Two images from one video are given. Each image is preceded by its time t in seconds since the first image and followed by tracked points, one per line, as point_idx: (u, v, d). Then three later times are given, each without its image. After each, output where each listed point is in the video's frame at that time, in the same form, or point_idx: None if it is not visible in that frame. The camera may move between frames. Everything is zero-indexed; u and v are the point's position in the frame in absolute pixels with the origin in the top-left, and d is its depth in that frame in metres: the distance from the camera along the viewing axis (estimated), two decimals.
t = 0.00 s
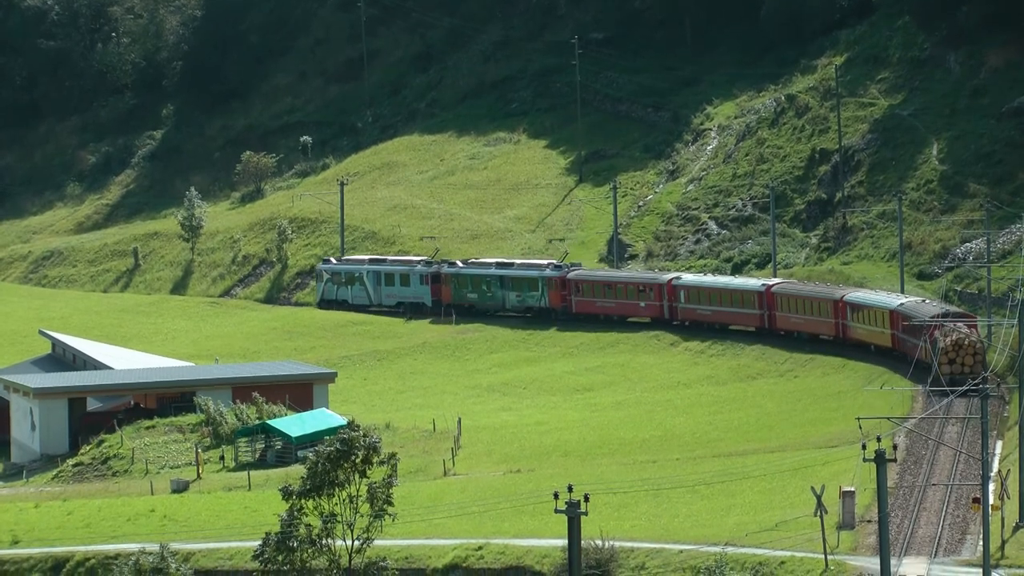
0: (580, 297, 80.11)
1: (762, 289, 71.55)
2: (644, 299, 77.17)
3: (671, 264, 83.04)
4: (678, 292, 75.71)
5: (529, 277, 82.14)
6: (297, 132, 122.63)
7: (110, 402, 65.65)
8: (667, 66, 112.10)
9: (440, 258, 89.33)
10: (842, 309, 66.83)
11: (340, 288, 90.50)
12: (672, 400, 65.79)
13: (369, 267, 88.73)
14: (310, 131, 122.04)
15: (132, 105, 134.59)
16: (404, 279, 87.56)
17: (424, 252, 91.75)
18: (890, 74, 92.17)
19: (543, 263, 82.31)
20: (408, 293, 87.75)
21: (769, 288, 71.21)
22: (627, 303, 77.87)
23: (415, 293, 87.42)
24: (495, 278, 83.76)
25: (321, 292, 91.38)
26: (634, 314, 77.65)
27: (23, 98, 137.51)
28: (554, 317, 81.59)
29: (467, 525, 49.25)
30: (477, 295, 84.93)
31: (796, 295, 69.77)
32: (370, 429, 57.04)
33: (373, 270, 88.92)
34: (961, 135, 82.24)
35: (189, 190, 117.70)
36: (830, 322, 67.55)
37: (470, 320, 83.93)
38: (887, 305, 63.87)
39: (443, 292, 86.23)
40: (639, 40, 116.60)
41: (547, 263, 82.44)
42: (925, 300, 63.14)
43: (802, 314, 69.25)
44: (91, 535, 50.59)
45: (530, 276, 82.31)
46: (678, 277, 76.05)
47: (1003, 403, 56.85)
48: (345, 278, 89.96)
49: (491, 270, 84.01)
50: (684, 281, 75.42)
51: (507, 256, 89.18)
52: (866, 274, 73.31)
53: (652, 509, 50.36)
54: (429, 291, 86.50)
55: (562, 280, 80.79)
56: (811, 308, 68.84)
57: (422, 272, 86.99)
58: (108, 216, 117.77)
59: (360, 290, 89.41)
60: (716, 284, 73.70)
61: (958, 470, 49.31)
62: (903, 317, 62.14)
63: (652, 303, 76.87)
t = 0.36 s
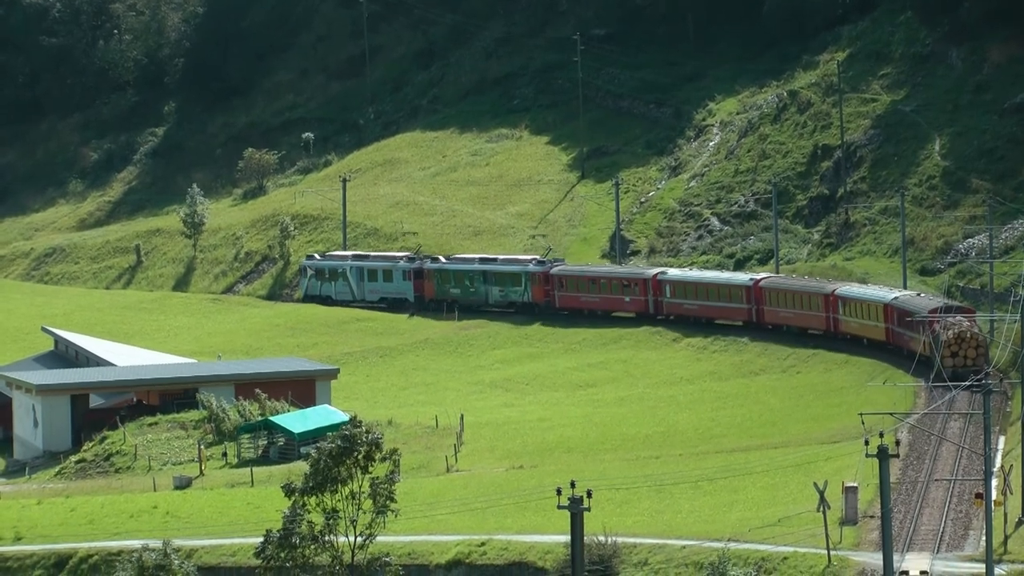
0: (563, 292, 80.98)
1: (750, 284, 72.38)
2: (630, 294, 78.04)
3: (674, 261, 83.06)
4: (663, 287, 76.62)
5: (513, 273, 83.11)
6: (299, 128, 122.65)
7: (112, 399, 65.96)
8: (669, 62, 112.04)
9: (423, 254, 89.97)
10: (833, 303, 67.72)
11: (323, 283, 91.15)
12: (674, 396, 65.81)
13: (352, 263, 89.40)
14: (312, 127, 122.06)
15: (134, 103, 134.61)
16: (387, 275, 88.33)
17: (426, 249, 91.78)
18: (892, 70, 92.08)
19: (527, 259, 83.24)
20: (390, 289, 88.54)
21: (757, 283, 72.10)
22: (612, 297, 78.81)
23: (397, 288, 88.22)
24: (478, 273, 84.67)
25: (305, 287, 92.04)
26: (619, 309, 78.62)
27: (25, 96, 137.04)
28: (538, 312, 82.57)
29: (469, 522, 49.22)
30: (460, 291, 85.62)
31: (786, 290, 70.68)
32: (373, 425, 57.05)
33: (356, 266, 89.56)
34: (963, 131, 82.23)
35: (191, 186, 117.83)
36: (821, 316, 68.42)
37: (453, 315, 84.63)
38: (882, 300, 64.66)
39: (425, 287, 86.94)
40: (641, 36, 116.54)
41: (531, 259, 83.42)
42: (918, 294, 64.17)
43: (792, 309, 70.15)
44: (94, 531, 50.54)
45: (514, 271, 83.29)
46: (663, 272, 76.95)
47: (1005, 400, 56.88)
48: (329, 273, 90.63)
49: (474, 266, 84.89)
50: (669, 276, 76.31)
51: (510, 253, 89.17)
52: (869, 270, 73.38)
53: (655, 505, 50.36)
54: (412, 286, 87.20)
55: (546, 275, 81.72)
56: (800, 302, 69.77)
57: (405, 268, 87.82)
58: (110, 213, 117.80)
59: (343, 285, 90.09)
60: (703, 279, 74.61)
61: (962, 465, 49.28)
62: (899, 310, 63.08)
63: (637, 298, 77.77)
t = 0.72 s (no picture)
0: (554, 288, 80.25)
1: (750, 279, 71.69)
2: (624, 289, 77.32)
3: (687, 256, 81.77)
4: (659, 283, 75.86)
5: (502, 268, 82.45)
6: (305, 121, 121.25)
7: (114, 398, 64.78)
8: (682, 55, 110.46)
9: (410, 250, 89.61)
10: (838, 298, 67.13)
11: (310, 279, 90.48)
12: (688, 395, 64.37)
13: (340, 259, 88.86)
14: (318, 120, 120.65)
15: (136, 96, 132.86)
16: (375, 271, 87.80)
17: (434, 245, 90.35)
18: (910, 62, 90.33)
19: (517, 254, 82.60)
20: (378, 285, 88.06)
21: (758, 278, 71.42)
22: (605, 293, 78.10)
23: (386, 284, 87.75)
24: (467, 269, 83.96)
25: (292, 283, 91.37)
26: (613, 305, 77.91)
27: (25, 89, 135.49)
28: (527, 308, 81.90)
29: (480, 524, 47.74)
30: (449, 287, 84.94)
31: (786, 285, 70.03)
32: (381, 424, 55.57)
33: (344, 262, 89.04)
34: (982, 124, 80.95)
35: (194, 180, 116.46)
36: (826, 311, 67.83)
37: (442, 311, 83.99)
38: (891, 294, 63.95)
39: (414, 284, 86.47)
40: (651, 26, 114.92)
41: (522, 255, 82.78)
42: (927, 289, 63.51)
43: (794, 304, 69.47)
44: (96, 534, 49.06)
45: (504, 267, 82.59)
46: (659, 268, 76.25)
47: None
48: (316, 270, 90.03)
49: (463, 262, 84.20)
50: (665, 272, 75.60)
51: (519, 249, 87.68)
52: (886, 266, 72.19)
53: (668, 507, 48.84)
54: (400, 282, 86.67)
55: (536, 271, 81.09)
56: (802, 297, 69.11)
57: (393, 264, 87.33)
58: (111, 208, 116.36)
59: (331, 281, 89.54)
60: (700, 274, 73.97)
61: (981, 467, 47.69)
62: (909, 304, 62.38)
63: (632, 293, 77.04)
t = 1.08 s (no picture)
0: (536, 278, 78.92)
1: (742, 268, 70.37)
2: (609, 278, 75.89)
3: (694, 245, 80.21)
4: (645, 271, 74.46)
5: (483, 257, 81.03)
6: (301, 108, 119.50)
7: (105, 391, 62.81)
8: (687, 39, 108.39)
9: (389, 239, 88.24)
10: (835, 287, 65.79)
11: (287, 269, 89.08)
12: (694, 387, 62.61)
13: (318, 247, 87.63)
14: (314, 108, 118.91)
15: (128, 81, 130.55)
16: (353, 260, 86.31)
17: (432, 233, 88.57)
18: (923, 46, 88.27)
19: (498, 243, 81.22)
20: (356, 274, 86.48)
21: (750, 266, 70.09)
22: (590, 283, 76.66)
23: (364, 274, 86.24)
24: (447, 258, 82.47)
25: (268, 274, 89.81)
26: (598, 295, 76.48)
27: (15, 74, 134.33)
28: (508, 298, 80.59)
29: (481, 519, 45.99)
30: (428, 276, 83.60)
31: (778, 273, 68.80)
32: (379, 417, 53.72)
33: (322, 251, 87.73)
34: (997, 109, 79.54)
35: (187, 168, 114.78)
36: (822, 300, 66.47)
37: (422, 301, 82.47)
38: (893, 283, 62.63)
39: (391, 274, 84.95)
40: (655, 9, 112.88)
41: (503, 244, 81.35)
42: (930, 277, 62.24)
43: (787, 293, 68.18)
44: (85, 530, 47.25)
45: (485, 256, 81.17)
46: (645, 256, 74.83)
47: None
48: (293, 259, 88.65)
49: (443, 250, 82.67)
50: (652, 260, 74.18)
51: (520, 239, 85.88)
52: (898, 255, 70.77)
53: (673, 502, 47.06)
54: (378, 272, 85.17)
55: (518, 260, 79.70)
56: (795, 285, 67.94)
57: (371, 253, 85.75)
58: (101, 197, 114.57)
59: (308, 271, 88.12)
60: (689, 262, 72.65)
61: (994, 461, 45.74)
62: (913, 293, 61.23)
63: (617, 282, 75.61)
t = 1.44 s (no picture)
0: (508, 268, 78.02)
1: (724, 257, 69.37)
2: (584, 269, 74.99)
3: (693, 236, 78.58)
4: (622, 261, 73.64)
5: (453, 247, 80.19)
6: (288, 94, 117.88)
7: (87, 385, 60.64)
8: (684, 24, 106.46)
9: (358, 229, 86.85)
10: (823, 277, 64.70)
11: (255, 259, 88.25)
12: (692, 382, 60.92)
13: (285, 237, 86.30)
14: (302, 93, 117.25)
15: (111, 67, 128.96)
16: (322, 251, 85.24)
17: (424, 224, 86.97)
18: (926, 31, 86.59)
19: (469, 233, 80.36)
20: (325, 265, 85.39)
21: (732, 256, 69.06)
22: (565, 273, 75.64)
23: (333, 264, 85.07)
24: (418, 248, 81.60)
25: (236, 264, 89.32)
26: (573, 285, 75.50)
27: None
28: (479, 289, 79.65)
29: (472, 517, 44.33)
30: (399, 267, 82.62)
31: (760, 263, 67.78)
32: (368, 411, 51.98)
33: (290, 241, 86.36)
34: (1005, 96, 78.16)
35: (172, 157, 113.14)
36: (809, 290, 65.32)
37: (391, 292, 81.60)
38: (886, 273, 61.40)
39: (361, 264, 83.89)
40: None
41: (474, 234, 80.50)
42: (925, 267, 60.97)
43: (772, 283, 67.11)
44: (65, 529, 45.53)
45: (457, 246, 80.28)
46: (621, 246, 73.98)
47: None
48: (261, 249, 87.70)
49: (413, 240, 81.80)
50: (628, 250, 73.38)
51: (515, 230, 84.23)
52: (901, 246, 69.17)
53: (671, 500, 45.43)
54: (347, 262, 84.14)
55: (489, 250, 78.86)
56: (780, 275, 66.77)
57: (341, 243, 84.62)
58: (84, 186, 112.91)
59: (276, 261, 87.02)
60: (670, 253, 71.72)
61: (1000, 457, 44.03)
62: (907, 283, 59.94)
63: (592, 273, 74.70)
